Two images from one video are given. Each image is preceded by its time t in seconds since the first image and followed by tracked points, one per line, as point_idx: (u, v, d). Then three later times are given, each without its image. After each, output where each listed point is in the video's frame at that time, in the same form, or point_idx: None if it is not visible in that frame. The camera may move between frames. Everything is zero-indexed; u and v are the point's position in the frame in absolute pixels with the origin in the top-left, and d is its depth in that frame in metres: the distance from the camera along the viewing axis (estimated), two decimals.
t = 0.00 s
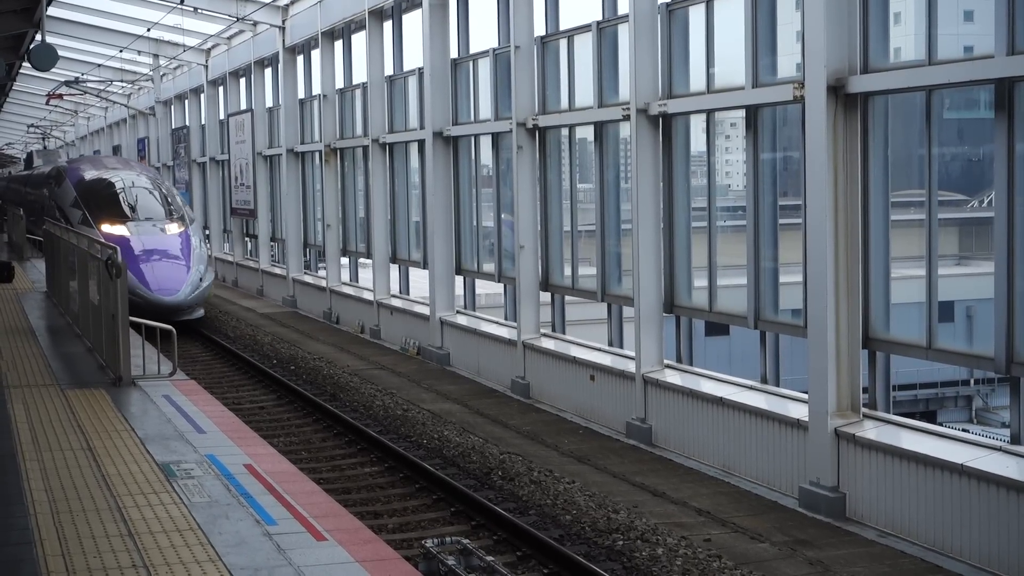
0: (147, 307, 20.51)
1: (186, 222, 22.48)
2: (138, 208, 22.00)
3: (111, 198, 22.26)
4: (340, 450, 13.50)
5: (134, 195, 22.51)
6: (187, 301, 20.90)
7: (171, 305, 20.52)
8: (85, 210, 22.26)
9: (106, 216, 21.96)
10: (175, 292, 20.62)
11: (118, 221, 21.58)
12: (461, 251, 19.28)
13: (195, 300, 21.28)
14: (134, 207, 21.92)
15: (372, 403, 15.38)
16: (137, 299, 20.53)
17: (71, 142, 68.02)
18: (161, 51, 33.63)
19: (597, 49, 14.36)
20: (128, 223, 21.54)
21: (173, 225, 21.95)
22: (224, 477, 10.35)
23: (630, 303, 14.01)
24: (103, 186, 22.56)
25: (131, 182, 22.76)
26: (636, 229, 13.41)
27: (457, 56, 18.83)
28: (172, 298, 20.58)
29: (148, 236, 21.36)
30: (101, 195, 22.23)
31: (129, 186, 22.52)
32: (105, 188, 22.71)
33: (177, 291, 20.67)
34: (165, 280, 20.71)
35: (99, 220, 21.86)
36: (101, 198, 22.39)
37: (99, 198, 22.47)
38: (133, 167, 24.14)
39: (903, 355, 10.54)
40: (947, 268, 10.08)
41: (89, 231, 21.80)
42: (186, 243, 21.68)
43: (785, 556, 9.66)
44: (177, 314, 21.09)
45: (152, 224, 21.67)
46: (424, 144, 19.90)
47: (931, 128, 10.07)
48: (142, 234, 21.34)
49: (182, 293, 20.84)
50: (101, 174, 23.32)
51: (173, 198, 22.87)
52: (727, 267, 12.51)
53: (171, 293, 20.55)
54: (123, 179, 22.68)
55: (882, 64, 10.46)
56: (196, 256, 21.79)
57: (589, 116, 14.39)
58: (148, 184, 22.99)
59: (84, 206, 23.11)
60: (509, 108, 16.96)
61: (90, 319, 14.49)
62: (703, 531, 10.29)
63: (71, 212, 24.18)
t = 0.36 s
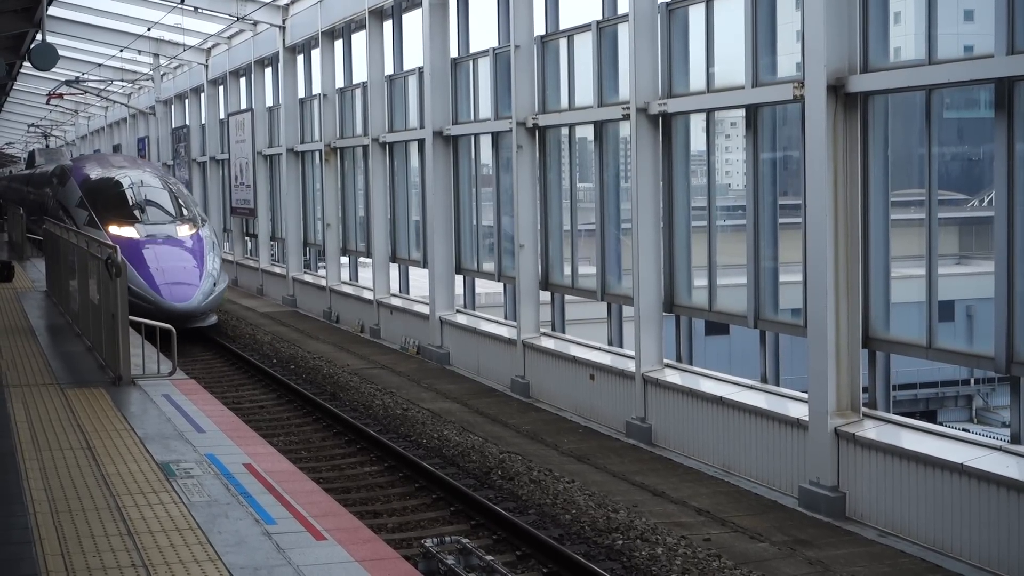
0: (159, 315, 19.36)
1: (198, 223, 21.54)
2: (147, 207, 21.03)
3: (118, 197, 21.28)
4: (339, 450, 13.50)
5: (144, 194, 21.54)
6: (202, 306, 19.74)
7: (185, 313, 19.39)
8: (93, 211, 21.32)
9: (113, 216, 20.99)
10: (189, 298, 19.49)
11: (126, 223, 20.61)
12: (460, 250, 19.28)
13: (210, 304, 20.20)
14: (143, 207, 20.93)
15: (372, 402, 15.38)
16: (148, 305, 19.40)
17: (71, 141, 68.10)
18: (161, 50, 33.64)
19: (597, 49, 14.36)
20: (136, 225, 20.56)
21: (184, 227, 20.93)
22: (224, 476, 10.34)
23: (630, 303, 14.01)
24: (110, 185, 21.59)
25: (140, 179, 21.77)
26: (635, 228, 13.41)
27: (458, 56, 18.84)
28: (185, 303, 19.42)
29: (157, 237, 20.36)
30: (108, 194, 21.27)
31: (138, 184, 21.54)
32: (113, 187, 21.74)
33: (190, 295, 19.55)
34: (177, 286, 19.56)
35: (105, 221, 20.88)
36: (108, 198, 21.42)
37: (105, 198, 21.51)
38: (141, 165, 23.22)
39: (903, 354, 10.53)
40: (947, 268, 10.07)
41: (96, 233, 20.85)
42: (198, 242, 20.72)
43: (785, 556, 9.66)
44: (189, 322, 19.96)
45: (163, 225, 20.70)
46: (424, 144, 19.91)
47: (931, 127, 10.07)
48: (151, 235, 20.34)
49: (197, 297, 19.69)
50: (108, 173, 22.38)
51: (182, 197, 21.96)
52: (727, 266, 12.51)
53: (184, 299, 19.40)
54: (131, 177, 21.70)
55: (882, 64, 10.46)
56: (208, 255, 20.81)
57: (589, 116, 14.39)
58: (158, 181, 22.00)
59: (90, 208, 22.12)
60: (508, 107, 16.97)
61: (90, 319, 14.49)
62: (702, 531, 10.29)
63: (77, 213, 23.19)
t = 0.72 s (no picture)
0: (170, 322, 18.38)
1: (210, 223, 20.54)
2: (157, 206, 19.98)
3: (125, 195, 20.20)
4: (338, 448, 13.50)
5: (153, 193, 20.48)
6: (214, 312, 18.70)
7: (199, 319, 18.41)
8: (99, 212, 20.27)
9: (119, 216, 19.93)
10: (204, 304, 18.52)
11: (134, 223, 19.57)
12: (459, 249, 19.29)
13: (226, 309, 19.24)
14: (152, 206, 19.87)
15: (371, 401, 15.39)
16: (159, 311, 18.43)
17: (71, 141, 68.20)
18: (160, 49, 33.66)
19: (595, 47, 14.37)
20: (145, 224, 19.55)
21: (196, 226, 19.98)
22: (223, 474, 10.34)
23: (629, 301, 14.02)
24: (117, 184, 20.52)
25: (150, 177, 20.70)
26: (634, 226, 13.41)
27: (457, 54, 18.85)
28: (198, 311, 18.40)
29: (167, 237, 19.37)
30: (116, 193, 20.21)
31: (147, 182, 20.49)
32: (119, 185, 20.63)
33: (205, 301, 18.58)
34: (191, 290, 18.59)
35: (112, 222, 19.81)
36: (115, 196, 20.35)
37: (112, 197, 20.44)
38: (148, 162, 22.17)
39: (902, 352, 10.53)
40: (945, 266, 10.07)
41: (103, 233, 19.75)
42: (212, 242, 19.74)
43: (784, 554, 9.66)
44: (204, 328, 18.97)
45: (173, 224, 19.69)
46: (423, 142, 19.92)
47: (929, 125, 10.08)
48: (160, 235, 19.36)
49: (213, 302, 18.73)
50: (115, 170, 21.32)
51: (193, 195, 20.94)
52: (726, 265, 12.52)
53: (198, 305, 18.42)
54: (139, 174, 20.64)
55: (880, 62, 10.46)
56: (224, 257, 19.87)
57: (589, 114, 14.39)
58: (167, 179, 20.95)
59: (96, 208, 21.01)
60: (507, 105, 16.99)
61: (89, 317, 14.49)
62: (701, 529, 10.29)
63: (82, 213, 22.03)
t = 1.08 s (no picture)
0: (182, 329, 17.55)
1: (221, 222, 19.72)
2: (164, 204, 19.16)
3: (131, 193, 19.35)
4: (334, 444, 13.51)
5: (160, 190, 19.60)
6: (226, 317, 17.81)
7: (214, 325, 17.56)
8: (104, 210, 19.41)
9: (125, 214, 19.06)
10: (219, 308, 17.66)
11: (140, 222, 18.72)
12: (456, 245, 19.29)
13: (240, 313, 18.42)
14: (160, 204, 19.06)
15: (367, 397, 15.40)
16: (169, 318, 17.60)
17: (67, 138, 68.22)
18: (157, 46, 33.63)
19: (592, 43, 14.37)
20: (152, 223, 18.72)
21: (206, 225, 19.15)
22: (219, 470, 10.33)
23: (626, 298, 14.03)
24: (122, 181, 19.63)
25: (156, 173, 19.85)
26: (630, 222, 13.40)
27: (454, 50, 18.85)
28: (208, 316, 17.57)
29: (176, 239, 18.55)
30: (121, 190, 19.35)
31: (154, 178, 19.63)
32: (124, 181, 19.73)
33: (220, 304, 17.73)
34: (204, 293, 17.74)
35: (117, 220, 18.93)
36: (120, 194, 19.47)
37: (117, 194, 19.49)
38: (152, 158, 21.33)
39: (899, 349, 10.55)
40: (942, 262, 10.08)
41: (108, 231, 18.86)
42: (223, 243, 18.92)
43: (781, 550, 9.68)
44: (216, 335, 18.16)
45: (182, 224, 18.88)
46: (420, 139, 19.91)
47: (926, 122, 10.10)
48: (169, 236, 18.55)
49: (228, 305, 17.91)
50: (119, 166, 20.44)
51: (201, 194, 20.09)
52: (722, 261, 12.52)
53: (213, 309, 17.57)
54: (145, 171, 19.76)
55: (877, 58, 10.48)
56: (236, 258, 19.04)
57: (586, 110, 14.38)
58: (174, 176, 20.10)
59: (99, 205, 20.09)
60: (504, 100, 16.98)
61: (86, 314, 14.47)
62: (697, 525, 10.30)
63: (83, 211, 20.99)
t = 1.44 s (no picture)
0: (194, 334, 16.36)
1: (232, 218, 18.46)
2: (171, 199, 17.90)
3: (136, 187, 18.06)
4: (330, 437, 13.51)
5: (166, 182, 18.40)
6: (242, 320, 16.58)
7: (228, 329, 16.36)
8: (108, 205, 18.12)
9: (130, 209, 17.77)
10: (233, 311, 16.45)
11: (146, 218, 17.48)
12: (451, 238, 19.28)
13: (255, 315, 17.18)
14: (167, 199, 17.83)
15: (363, 390, 15.42)
16: (180, 321, 16.40)
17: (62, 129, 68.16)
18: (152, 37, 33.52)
19: (588, 36, 14.34)
20: (159, 219, 17.49)
21: (217, 220, 17.91)
22: (215, 463, 10.32)
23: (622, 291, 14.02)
24: (126, 174, 18.31)
25: (163, 165, 18.57)
26: (626, 215, 13.39)
27: (449, 43, 18.81)
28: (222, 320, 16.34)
29: (185, 235, 17.33)
30: (125, 182, 18.14)
31: (160, 171, 18.36)
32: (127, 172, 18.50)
33: (234, 306, 16.52)
34: (217, 294, 16.54)
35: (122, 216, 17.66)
36: (125, 187, 18.17)
37: (121, 188, 18.17)
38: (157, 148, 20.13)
39: (894, 343, 10.56)
40: (937, 256, 10.08)
41: (112, 227, 17.61)
42: (235, 239, 17.69)
43: (776, 543, 9.70)
44: (229, 338, 16.95)
45: (191, 220, 17.63)
46: (415, 131, 19.89)
47: (922, 116, 10.10)
48: (177, 233, 17.33)
49: (242, 307, 16.69)
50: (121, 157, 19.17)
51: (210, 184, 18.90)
52: (718, 255, 12.52)
53: (227, 311, 16.36)
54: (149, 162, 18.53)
55: (873, 51, 10.47)
56: (249, 254, 17.81)
57: (582, 104, 14.36)
58: (182, 168, 18.82)
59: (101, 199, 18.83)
60: (499, 94, 16.96)
61: (81, 306, 14.44)
62: (693, 519, 10.32)
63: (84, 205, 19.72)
